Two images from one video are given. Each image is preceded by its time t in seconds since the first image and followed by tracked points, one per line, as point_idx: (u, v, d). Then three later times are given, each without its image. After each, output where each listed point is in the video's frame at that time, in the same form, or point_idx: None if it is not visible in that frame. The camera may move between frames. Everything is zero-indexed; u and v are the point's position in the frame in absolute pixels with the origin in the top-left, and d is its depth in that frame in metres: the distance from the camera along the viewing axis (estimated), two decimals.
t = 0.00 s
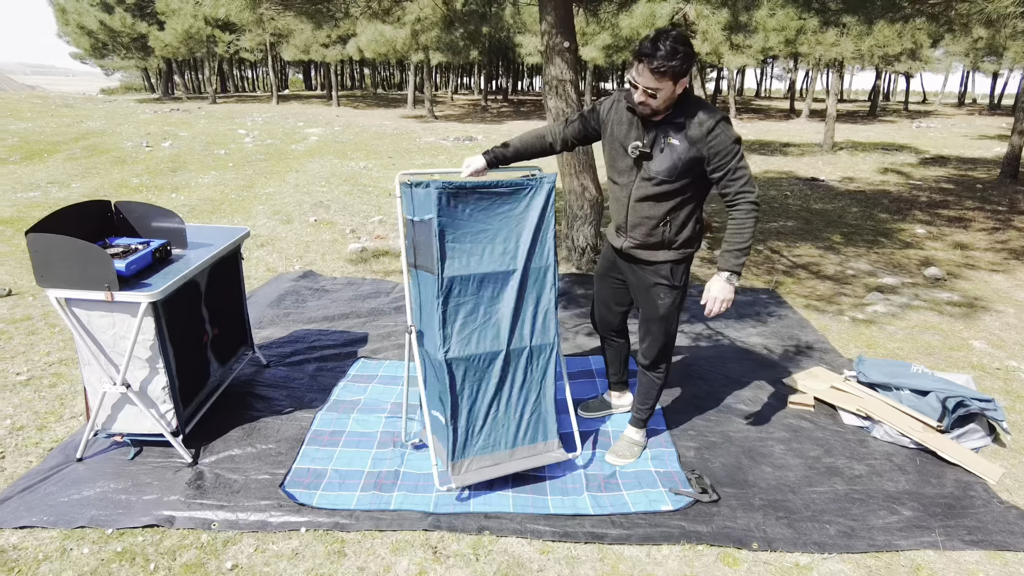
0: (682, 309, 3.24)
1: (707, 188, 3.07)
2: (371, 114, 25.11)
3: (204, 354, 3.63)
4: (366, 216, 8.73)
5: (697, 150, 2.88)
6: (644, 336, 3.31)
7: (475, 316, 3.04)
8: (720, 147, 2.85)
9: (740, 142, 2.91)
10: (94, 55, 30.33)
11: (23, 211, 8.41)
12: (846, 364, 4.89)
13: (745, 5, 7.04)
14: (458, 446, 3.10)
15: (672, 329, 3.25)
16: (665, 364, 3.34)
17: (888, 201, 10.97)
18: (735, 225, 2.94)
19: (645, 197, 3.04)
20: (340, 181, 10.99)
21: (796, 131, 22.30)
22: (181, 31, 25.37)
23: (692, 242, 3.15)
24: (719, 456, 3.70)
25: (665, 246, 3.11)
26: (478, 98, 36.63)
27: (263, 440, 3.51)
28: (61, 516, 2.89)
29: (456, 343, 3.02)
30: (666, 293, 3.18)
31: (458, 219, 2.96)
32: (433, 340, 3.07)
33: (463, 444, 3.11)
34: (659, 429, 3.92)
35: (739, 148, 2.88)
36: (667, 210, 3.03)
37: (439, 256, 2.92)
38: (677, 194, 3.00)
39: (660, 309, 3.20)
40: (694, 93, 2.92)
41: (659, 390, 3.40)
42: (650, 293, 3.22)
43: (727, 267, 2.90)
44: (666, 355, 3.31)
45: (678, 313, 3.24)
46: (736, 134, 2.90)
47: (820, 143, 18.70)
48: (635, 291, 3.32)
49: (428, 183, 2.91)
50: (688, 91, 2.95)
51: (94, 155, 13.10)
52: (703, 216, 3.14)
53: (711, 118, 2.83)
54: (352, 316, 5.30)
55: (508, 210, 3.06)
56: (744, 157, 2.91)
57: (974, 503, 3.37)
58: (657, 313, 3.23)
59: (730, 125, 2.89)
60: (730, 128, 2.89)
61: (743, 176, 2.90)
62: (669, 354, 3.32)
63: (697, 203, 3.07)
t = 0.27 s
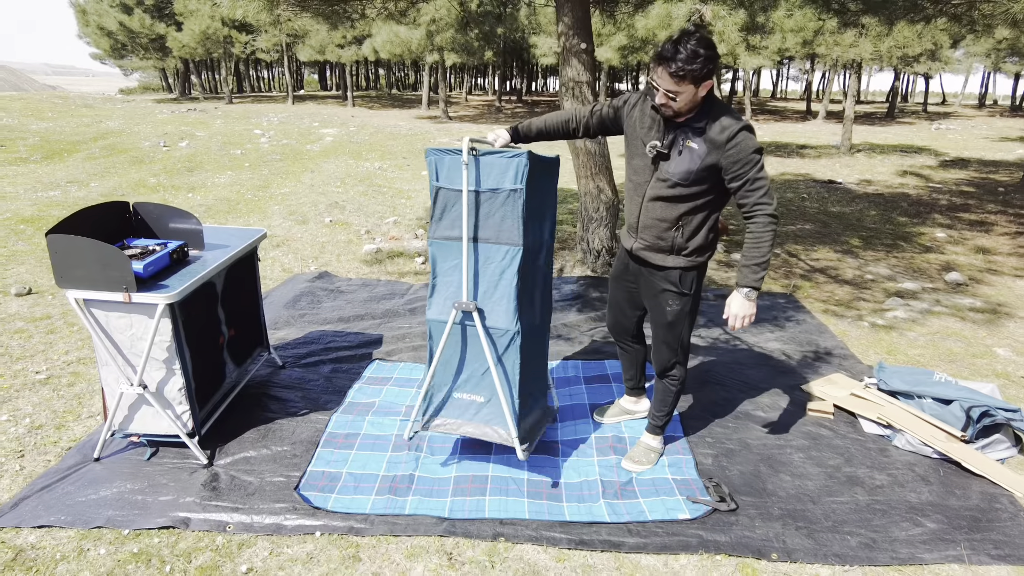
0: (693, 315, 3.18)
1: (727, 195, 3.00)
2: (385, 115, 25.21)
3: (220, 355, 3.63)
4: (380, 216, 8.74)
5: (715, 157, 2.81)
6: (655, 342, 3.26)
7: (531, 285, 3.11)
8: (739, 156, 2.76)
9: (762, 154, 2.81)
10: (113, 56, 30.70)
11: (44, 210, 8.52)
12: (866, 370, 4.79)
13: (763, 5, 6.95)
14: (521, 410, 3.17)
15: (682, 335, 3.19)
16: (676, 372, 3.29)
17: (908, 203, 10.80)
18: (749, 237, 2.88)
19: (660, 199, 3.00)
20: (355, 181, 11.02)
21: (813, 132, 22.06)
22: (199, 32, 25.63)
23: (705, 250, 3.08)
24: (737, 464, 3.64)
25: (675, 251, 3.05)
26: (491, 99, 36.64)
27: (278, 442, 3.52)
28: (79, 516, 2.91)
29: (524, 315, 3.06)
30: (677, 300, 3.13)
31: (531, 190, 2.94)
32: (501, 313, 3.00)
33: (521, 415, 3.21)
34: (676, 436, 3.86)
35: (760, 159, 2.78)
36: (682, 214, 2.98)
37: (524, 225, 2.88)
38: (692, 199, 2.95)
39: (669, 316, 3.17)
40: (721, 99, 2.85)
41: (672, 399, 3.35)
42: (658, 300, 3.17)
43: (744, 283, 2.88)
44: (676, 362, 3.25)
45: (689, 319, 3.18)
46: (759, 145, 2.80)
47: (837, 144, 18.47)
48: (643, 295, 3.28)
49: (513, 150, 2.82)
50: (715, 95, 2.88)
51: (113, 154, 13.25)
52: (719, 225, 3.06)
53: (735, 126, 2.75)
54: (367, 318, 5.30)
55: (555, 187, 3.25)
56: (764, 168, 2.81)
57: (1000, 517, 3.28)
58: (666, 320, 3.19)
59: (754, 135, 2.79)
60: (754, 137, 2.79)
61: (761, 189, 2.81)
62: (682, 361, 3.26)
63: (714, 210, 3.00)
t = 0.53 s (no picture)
0: (708, 324, 3.11)
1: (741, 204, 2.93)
2: (397, 115, 25.26)
3: (232, 359, 3.62)
4: (392, 218, 8.73)
5: (728, 165, 2.75)
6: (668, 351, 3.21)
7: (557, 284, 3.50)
8: (753, 164, 2.70)
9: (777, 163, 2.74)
10: (127, 56, 30.99)
11: (59, 210, 8.58)
12: (885, 379, 4.68)
13: (780, 6, 6.86)
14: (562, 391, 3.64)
15: (696, 344, 3.13)
16: (690, 381, 3.22)
17: (925, 207, 10.64)
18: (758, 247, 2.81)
19: (672, 205, 2.94)
20: (367, 183, 11.03)
21: (827, 134, 21.84)
22: (212, 33, 25.80)
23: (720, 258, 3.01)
24: (755, 475, 3.57)
25: (688, 259, 2.99)
26: (502, 100, 36.63)
27: (291, 447, 3.49)
28: (91, 521, 2.89)
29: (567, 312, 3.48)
30: (692, 309, 3.06)
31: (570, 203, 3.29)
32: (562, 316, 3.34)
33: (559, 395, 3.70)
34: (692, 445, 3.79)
35: (774, 168, 2.72)
36: (694, 222, 2.92)
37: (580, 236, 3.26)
38: (705, 207, 2.88)
39: (682, 324, 3.10)
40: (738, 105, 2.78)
41: (685, 409, 3.28)
42: (672, 308, 3.11)
43: (747, 290, 2.82)
44: (691, 371, 3.19)
45: (703, 328, 3.11)
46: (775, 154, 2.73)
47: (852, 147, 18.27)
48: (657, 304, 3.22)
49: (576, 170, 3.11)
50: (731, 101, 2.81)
51: (127, 154, 13.35)
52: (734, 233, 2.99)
53: (749, 135, 2.69)
54: (379, 321, 5.27)
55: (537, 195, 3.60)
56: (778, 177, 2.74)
57: None
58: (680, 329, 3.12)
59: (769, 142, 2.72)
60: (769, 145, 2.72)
61: (775, 199, 2.74)
62: (697, 371, 3.20)
63: (728, 218, 2.93)
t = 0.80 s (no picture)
0: (717, 332, 3.05)
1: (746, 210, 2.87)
2: (405, 119, 25.32)
3: (241, 366, 3.59)
4: (400, 222, 8.71)
5: (731, 173, 2.70)
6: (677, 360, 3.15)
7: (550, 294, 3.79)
8: (756, 171, 2.65)
9: (781, 169, 2.68)
10: (138, 60, 31.28)
11: (69, 213, 8.62)
12: (900, 387, 4.55)
13: (791, 9, 6.79)
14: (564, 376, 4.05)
15: (705, 354, 3.07)
16: (700, 391, 3.16)
17: (936, 212, 10.51)
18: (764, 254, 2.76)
19: (676, 215, 2.89)
20: (375, 186, 11.03)
21: (836, 138, 21.72)
22: (221, 36, 25.97)
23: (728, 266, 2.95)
24: (769, 485, 3.42)
25: (694, 267, 2.94)
26: (510, 103, 36.69)
27: (299, 455, 3.46)
28: (99, 529, 2.87)
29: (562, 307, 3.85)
30: (701, 318, 3.01)
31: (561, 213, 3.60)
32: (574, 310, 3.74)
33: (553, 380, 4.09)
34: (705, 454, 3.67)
35: (778, 174, 2.66)
36: (698, 230, 2.86)
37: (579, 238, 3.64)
38: (710, 216, 2.83)
39: (690, 333, 3.05)
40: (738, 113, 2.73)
41: (695, 420, 3.21)
42: (679, 317, 3.06)
43: (754, 298, 2.77)
44: (700, 381, 3.14)
45: (712, 337, 3.05)
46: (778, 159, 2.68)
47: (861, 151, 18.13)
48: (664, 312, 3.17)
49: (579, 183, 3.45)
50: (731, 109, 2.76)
51: (137, 157, 13.43)
52: (742, 239, 2.92)
53: (749, 143, 2.64)
54: (387, 326, 5.23)
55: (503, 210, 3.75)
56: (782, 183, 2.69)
57: None
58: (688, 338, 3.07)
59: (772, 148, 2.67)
60: (773, 151, 2.66)
61: (781, 206, 2.68)
62: (706, 380, 3.14)
63: (734, 226, 2.87)
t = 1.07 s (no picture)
0: (713, 331, 2.99)
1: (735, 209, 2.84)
2: (408, 122, 25.35)
3: (243, 371, 3.56)
4: (403, 226, 8.69)
5: (716, 174, 2.67)
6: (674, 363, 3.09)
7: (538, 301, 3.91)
8: (740, 169, 2.63)
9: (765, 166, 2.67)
10: (142, 64, 31.41)
11: (72, 216, 8.61)
12: (909, 393, 4.47)
13: (796, 12, 6.75)
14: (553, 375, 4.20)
15: (702, 354, 3.01)
16: (700, 393, 3.10)
17: (942, 216, 10.44)
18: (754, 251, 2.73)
19: (665, 217, 2.85)
20: (378, 190, 11.02)
21: (839, 141, 21.66)
22: (225, 40, 26.05)
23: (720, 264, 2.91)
24: (777, 493, 3.34)
25: (686, 268, 2.89)
26: (512, 107, 36.72)
27: (301, 461, 3.43)
28: (98, 537, 2.84)
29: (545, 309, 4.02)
30: (697, 318, 2.95)
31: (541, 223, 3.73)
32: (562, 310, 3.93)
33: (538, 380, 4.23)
34: (712, 460, 3.63)
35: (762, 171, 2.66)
36: (687, 231, 2.82)
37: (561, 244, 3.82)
38: (698, 216, 2.79)
39: (686, 334, 2.99)
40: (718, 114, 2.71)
41: (698, 423, 3.16)
42: (675, 319, 2.99)
43: (750, 296, 2.76)
44: (699, 382, 3.07)
45: (709, 336, 2.99)
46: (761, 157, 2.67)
47: (865, 154, 18.08)
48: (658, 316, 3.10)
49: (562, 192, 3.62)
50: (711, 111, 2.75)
51: (140, 160, 13.45)
52: (731, 237, 2.88)
53: (732, 143, 2.63)
54: (391, 331, 5.20)
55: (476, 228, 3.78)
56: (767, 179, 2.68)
57: None
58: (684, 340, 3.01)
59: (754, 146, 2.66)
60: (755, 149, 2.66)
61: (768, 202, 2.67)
62: (705, 381, 3.08)
63: (723, 225, 2.84)
